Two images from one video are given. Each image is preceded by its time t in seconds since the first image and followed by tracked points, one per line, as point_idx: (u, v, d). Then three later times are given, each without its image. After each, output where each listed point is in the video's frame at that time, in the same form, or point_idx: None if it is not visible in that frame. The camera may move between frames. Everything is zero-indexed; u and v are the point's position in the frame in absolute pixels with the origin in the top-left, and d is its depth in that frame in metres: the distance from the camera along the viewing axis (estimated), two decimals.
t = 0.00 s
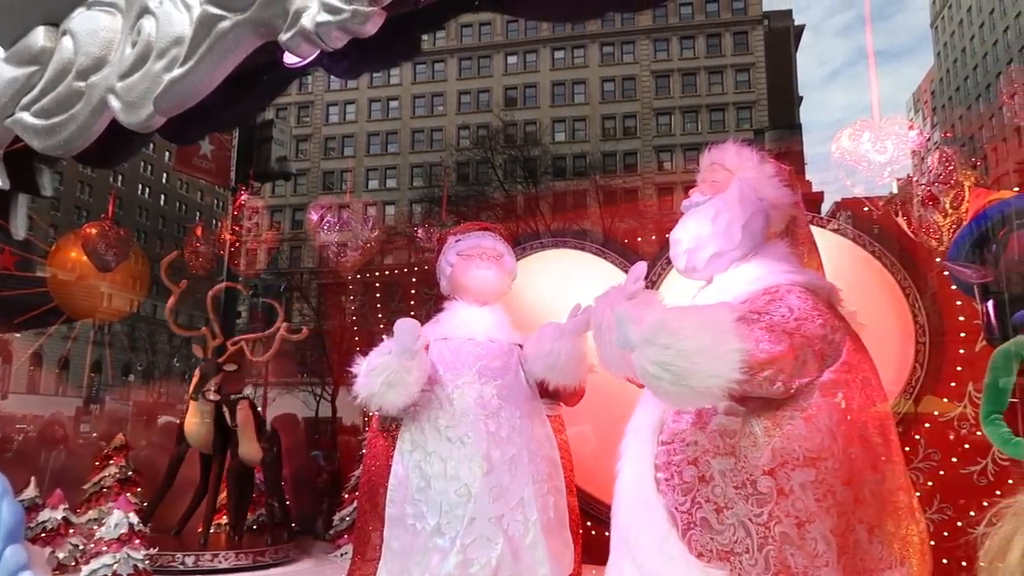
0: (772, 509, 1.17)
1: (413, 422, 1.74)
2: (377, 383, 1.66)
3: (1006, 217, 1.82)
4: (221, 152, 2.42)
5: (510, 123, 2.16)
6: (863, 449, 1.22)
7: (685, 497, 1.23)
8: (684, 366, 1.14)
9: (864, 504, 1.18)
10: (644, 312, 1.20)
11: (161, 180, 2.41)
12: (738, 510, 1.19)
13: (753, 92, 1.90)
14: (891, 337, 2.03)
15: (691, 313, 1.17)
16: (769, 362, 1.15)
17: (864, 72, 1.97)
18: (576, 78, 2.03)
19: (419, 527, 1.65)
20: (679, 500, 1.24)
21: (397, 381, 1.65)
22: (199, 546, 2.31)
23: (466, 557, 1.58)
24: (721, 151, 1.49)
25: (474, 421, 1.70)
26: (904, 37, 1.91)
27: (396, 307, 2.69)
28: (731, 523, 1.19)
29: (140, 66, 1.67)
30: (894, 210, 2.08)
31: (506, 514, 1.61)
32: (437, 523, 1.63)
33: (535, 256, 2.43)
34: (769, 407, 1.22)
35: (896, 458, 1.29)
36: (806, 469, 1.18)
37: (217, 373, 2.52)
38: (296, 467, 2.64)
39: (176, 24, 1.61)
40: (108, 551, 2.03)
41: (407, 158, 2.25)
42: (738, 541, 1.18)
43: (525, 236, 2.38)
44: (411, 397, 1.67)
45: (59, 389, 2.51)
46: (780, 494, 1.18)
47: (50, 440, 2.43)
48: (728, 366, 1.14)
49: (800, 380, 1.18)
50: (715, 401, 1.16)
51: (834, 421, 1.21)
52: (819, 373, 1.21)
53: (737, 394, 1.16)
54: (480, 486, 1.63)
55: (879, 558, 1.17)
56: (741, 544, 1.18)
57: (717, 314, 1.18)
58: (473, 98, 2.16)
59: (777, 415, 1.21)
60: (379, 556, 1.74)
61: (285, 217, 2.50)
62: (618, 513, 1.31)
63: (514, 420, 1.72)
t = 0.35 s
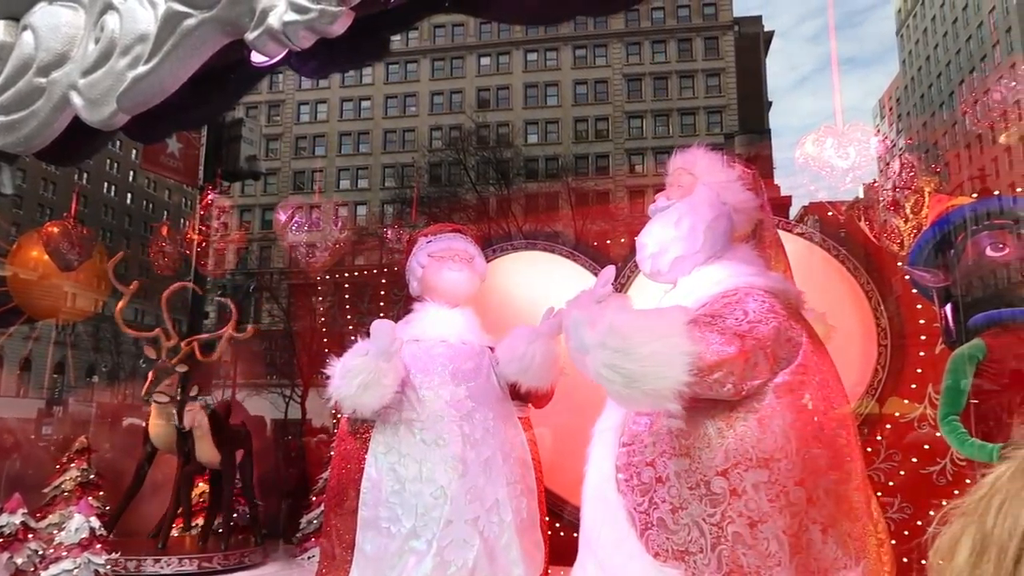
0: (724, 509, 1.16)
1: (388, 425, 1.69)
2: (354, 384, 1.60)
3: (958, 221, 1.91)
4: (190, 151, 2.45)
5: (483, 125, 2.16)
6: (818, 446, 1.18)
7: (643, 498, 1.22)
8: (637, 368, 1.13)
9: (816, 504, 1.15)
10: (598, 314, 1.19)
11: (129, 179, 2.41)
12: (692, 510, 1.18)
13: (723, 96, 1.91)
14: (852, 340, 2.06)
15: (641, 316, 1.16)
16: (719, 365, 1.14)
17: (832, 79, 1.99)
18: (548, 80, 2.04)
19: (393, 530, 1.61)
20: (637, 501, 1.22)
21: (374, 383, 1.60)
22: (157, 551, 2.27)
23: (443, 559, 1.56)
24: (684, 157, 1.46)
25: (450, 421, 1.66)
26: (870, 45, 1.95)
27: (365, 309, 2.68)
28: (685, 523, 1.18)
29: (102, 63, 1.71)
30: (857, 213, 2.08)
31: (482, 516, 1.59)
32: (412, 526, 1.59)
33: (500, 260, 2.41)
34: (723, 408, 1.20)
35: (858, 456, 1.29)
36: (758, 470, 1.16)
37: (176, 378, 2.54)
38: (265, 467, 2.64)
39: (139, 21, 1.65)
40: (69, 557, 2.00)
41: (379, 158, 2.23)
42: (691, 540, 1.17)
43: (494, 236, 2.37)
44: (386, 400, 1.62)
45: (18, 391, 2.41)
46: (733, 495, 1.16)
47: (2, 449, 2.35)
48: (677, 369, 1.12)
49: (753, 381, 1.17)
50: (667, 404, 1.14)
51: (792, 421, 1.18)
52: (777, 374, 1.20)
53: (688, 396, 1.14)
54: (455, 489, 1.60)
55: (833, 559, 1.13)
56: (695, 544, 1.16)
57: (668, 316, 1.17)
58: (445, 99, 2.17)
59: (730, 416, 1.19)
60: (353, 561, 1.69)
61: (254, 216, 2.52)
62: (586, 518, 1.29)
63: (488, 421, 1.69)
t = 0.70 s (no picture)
0: (672, 510, 1.14)
1: (358, 428, 1.63)
2: (325, 386, 1.55)
3: (918, 223, 1.94)
4: (152, 149, 2.40)
5: (451, 127, 2.15)
6: (769, 446, 1.15)
7: (597, 499, 1.21)
8: (583, 371, 1.12)
9: (766, 505, 1.11)
10: (552, 318, 1.19)
11: (88, 178, 2.40)
12: (643, 511, 1.16)
13: (689, 102, 1.93)
14: (811, 344, 2.09)
15: (589, 320, 1.15)
16: (666, 366, 1.13)
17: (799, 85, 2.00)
18: (517, 83, 2.04)
19: (363, 534, 1.55)
20: (592, 502, 1.22)
21: (345, 385, 1.55)
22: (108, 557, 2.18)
23: (416, 562, 1.51)
24: (645, 160, 1.42)
25: (418, 424, 1.61)
26: (835, 55, 1.96)
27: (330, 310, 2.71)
28: (637, 524, 1.16)
29: (58, 57, 1.72)
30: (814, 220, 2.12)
31: (452, 519, 1.55)
32: (382, 530, 1.54)
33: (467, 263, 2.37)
34: (673, 409, 1.18)
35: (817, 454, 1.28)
36: (706, 472, 1.14)
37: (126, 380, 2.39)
38: (226, 470, 2.58)
39: (97, 16, 1.65)
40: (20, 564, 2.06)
41: (345, 159, 2.23)
42: (642, 541, 1.15)
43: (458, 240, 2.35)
44: (356, 403, 1.57)
45: None
46: (681, 496, 1.14)
47: None
48: (622, 371, 1.12)
49: (700, 384, 1.15)
50: (615, 405, 1.14)
51: (745, 421, 1.16)
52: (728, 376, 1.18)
53: (633, 399, 1.14)
54: (427, 492, 1.55)
55: (783, 560, 1.09)
56: (645, 544, 1.15)
57: (614, 318, 1.16)
58: (414, 101, 2.18)
59: (680, 417, 1.17)
60: (319, 568, 1.60)
61: (219, 217, 2.47)
62: (547, 524, 1.29)
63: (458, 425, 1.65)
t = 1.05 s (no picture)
0: (629, 510, 1.14)
1: (331, 427, 1.56)
2: (300, 389, 1.47)
3: (880, 227, 1.97)
4: (117, 146, 2.43)
5: (424, 128, 2.14)
6: (726, 448, 1.16)
7: (557, 499, 1.19)
8: (537, 374, 1.11)
9: (722, 506, 1.12)
10: (510, 321, 1.18)
11: (53, 174, 2.41)
12: (599, 513, 1.15)
13: (661, 106, 1.95)
14: (775, 348, 2.05)
15: (543, 322, 1.15)
16: (618, 369, 1.12)
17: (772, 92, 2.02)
18: (492, 85, 2.04)
19: (337, 537, 1.48)
20: (552, 503, 1.19)
21: (322, 387, 1.48)
22: (60, 562, 2.15)
23: (392, 564, 1.44)
24: (610, 162, 1.42)
25: (389, 425, 1.54)
26: (804, 62, 2.00)
27: (298, 313, 2.58)
28: (593, 525, 1.15)
29: (18, 50, 1.80)
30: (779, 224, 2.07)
31: (428, 520, 1.48)
32: (357, 532, 1.47)
33: (438, 263, 2.30)
34: (629, 411, 1.18)
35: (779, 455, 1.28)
36: (662, 473, 1.14)
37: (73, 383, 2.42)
38: (191, 476, 2.58)
39: (58, 11, 1.74)
40: None
41: (316, 159, 2.21)
42: (598, 541, 1.15)
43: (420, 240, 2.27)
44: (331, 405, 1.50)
45: None
46: (637, 497, 1.14)
47: None
48: (576, 374, 1.11)
49: (655, 385, 1.15)
50: (569, 407, 1.13)
51: (704, 421, 1.17)
52: (687, 377, 1.19)
53: (588, 401, 1.13)
54: (403, 494, 1.48)
55: (740, 560, 1.10)
56: (602, 545, 1.14)
57: (570, 321, 1.15)
58: (386, 100, 2.15)
59: (637, 419, 1.18)
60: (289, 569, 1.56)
61: (187, 216, 2.43)
62: (514, 526, 1.25)
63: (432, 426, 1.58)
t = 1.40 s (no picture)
0: (583, 511, 1.14)
1: (301, 428, 1.49)
2: (276, 391, 1.38)
3: (845, 230, 2.00)
4: (80, 142, 2.38)
5: (395, 128, 2.12)
6: (681, 449, 1.16)
7: (517, 499, 1.18)
8: (492, 376, 1.08)
9: (676, 507, 1.12)
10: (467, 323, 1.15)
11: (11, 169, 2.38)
12: (555, 513, 1.15)
13: (632, 109, 1.96)
14: (745, 350, 2.06)
15: (501, 322, 1.12)
16: (569, 370, 1.10)
17: (742, 96, 2.05)
18: (464, 86, 2.05)
19: (310, 540, 1.43)
20: (512, 503, 1.18)
21: (298, 389, 1.40)
22: (14, 566, 2.18)
23: (366, 566, 1.40)
24: (574, 167, 1.42)
25: (363, 429, 1.49)
26: (772, 68, 2.03)
27: (262, 311, 2.64)
28: (548, 526, 1.14)
29: None
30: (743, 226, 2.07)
31: (400, 521, 1.45)
32: (331, 535, 1.42)
33: (408, 264, 2.27)
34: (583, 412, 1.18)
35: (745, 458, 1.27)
36: (616, 473, 1.14)
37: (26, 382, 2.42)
38: (151, 480, 2.53)
39: (16, 4, 1.73)
40: None
41: (286, 157, 2.18)
42: (554, 542, 1.14)
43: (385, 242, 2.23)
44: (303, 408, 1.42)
45: None
46: (591, 497, 1.14)
47: None
48: (528, 375, 1.08)
49: (608, 387, 1.14)
50: (525, 411, 1.10)
51: (659, 421, 1.17)
52: (642, 379, 1.18)
53: (543, 404, 1.10)
54: (375, 497, 1.44)
55: (694, 561, 1.10)
56: (557, 546, 1.14)
57: (524, 321, 1.12)
58: (358, 100, 2.13)
59: (591, 420, 1.17)
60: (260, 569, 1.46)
61: (153, 214, 2.39)
62: (479, 527, 1.24)
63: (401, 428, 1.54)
